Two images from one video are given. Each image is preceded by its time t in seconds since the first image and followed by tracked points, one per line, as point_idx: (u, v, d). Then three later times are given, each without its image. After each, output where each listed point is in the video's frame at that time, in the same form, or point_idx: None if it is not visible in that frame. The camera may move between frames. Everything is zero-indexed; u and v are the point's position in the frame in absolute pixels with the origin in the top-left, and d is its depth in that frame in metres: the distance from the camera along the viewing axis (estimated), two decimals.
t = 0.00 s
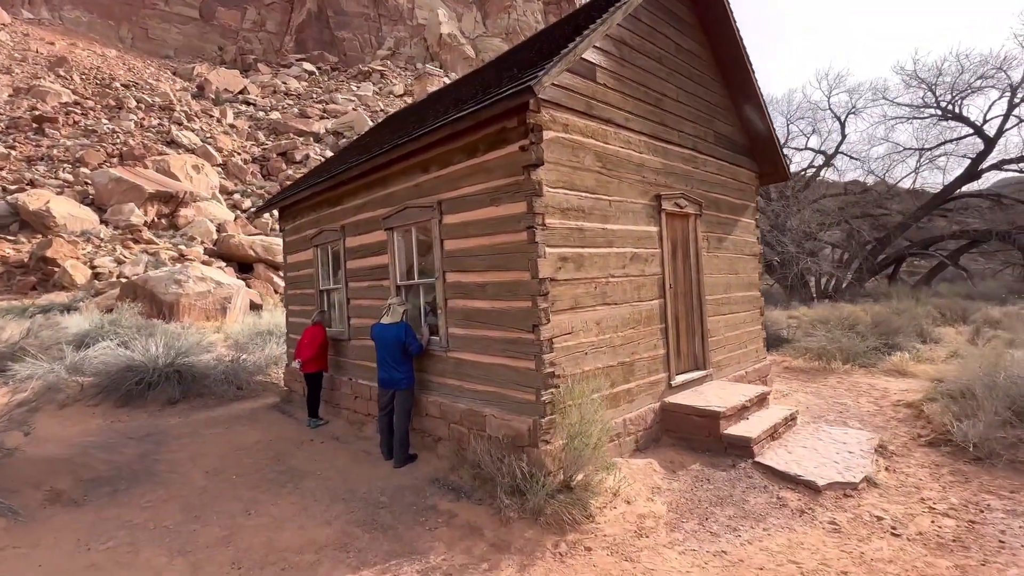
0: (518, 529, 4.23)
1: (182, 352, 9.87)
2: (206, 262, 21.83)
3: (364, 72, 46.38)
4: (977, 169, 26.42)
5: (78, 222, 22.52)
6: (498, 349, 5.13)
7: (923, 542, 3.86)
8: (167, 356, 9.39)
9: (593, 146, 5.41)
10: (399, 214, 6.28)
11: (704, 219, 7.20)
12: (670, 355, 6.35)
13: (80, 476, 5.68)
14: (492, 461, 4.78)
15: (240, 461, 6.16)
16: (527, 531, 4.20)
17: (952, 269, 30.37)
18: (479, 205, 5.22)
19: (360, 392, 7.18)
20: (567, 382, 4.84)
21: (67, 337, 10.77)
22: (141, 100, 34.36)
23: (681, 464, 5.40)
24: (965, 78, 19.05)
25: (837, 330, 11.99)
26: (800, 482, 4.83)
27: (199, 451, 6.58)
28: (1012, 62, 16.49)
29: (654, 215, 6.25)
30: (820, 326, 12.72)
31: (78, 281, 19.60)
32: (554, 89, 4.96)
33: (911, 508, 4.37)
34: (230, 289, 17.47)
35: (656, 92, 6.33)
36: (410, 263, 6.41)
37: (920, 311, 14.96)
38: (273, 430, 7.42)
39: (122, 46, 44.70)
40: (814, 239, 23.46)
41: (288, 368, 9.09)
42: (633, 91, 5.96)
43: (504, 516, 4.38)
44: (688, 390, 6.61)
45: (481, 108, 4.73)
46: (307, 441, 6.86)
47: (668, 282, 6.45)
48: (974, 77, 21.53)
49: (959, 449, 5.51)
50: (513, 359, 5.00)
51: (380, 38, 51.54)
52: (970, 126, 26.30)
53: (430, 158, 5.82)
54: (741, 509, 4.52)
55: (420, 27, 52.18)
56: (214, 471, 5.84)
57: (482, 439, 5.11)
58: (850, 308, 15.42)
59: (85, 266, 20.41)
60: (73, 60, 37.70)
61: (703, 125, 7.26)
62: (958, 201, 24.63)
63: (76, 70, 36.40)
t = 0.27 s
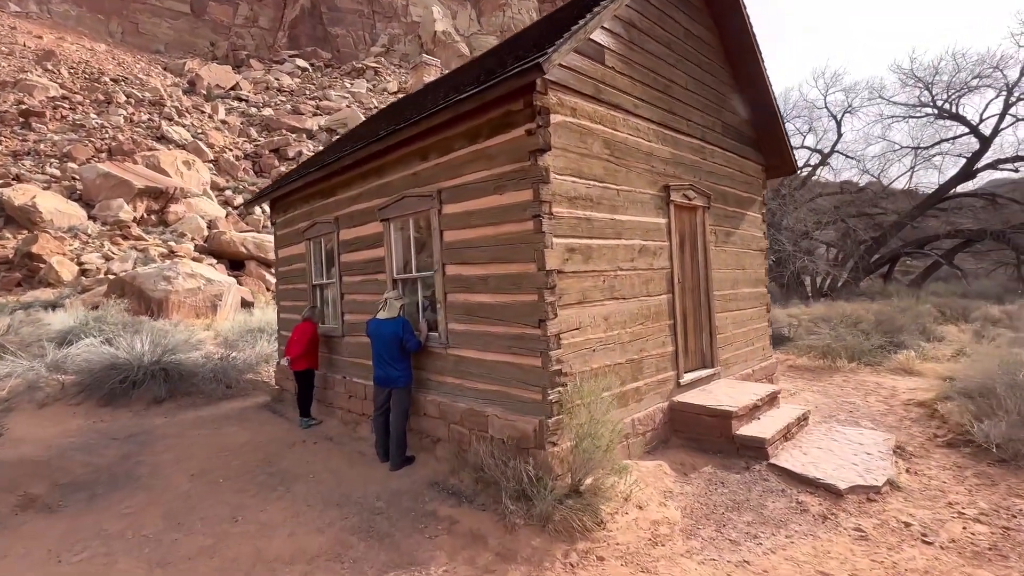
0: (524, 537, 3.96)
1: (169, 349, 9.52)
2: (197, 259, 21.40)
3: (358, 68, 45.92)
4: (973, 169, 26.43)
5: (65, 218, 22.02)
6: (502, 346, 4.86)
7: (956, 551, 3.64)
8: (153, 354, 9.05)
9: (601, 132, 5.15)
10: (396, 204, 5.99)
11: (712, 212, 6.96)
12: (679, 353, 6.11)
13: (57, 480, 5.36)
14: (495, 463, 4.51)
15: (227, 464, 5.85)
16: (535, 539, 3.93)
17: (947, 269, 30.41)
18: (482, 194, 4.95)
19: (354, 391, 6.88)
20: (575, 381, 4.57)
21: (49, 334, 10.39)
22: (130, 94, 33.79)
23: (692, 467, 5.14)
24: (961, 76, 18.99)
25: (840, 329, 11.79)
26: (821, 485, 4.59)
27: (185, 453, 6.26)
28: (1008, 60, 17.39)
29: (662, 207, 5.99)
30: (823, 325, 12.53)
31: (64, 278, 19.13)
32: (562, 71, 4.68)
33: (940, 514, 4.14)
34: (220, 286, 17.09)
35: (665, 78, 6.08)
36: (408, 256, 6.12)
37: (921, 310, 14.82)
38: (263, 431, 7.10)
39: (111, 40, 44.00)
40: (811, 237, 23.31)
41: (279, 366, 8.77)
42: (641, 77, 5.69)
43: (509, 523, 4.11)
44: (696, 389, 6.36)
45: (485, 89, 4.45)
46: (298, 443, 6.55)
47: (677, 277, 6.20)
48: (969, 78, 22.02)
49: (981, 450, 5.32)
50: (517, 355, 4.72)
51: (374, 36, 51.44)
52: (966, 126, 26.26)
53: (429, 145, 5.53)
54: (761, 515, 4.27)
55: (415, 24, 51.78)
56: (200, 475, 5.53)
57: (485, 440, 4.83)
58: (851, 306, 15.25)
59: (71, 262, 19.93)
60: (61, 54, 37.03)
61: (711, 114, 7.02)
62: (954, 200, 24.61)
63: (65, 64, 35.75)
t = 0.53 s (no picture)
0: (534, 551, 3.67)
1: (156, 346, 9.16)
2: (187, 254, 20.95)
3: (352, 64, 45.40)
4: (970, 169, 26.37)
5: (51, 211, 21.49)
6: (508, 346, 4.57)
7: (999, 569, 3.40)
8: (139, 351, 8.69)
9: (613, 119, 4.87)
10: (394, 194, 5.68)
11: (722, 206, 6.70)
12: (689, 352, 5.85)
13: (31, 486, 5.03)
14: (501, 470, 4.22)
15: (215, 469, 5.54)
16: (545, 553, 3.65)
17: (942, 269, 30.37)
18: (487, 183, 4.66)
19: (349, 391, 6.57)
20: (587, 383, 4.30)
21: (31, 331, 10.01)
22: (120, 88, 33.18)
23: (707, 472, 4.88)
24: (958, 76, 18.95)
25: (844, 329, 11.57)
26: (846, 494, 4.33)
27: (170, 456, 5.94)
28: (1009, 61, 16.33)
29: (674, 200, 5.73)
30: (826, 325, 12.30)
31: (50, 273, 18.64)
32: (574, 51, 4.41)
33: (976, 527, 3.90)
34: (211, 282, 16.71)
35: (677, 65, 5.81)
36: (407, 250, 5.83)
37: (924, 310, 14.63)
38: (254, 432, 6.79)
39: (101, 32, 43.26)
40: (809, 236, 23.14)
41: (270, 365, 8.45)
42: (654, 62, 5.43)
43: (517, 534, 3.83)
44: (707, 390, 6.10)
45: (492, 70, 4.17)
46: (289, 445, 6.24)
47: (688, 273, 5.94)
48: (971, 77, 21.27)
49: (1008, 456, 5.11)
50: (525, 354, 4.44)
51: (368, 31, 50.97)
52: (964, 126, 26.20)
53: (430, 132, 5.24)
54: (785, 526, 4.02)
55: (410, 20, 51.32)
56: (186, 480, 5.22)
57: (491, 446, 4.55)
58: (853, 305, 15.04)
59: (58, 257, 19.42)
60: (49, 46, 36.31)
61: (723, 105, 6.77)
62: (952, 200, 24.57)
63: (53, 56, 35.06)
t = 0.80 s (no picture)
0: (549, 566, 3.42)
1: (144, 343, 8.84)
2: (178, 250, 20.53)
3: (347, 60, 44.94)
4: (966, 170, 26.42)
5: (39, 205, 21.00)
6: (520, 346, 4.31)
7: None
8: (127, 348, 8.37)
9: (630, 106, 4.62)
10: (396, 185, 5.42)
11: (736, 201, 6.48)
12: (704, 353, 5.62)
13: (9, 492, 4.72)
14: (511, 476, 3.97)
15: (206, 473, 5.25)
16: (562, 568, 3.40)
17: (938, 270, 30.41)
18: (497, 172, 4.40)
19: (347, 390, 6.29)
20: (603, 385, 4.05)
21: (13, 326, 9.64)
22: (111, 81, 32.60)
23: (726, 479, 4.66)
24: (955, 77, 18.91)
25: (849, 329, 11.40)
26: (875, 502, 4.12)
27: (157, 459, 5.64)
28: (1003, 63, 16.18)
29: (689, 194, 5.50)
30: (830, 325, 12.12)
31: (37, 267, 18.17)
32: (591, 33, 4.16)
33: (1016, 540, 3.70)
34: (203, 278, 16.34)
35: (693, 53, 5.58)
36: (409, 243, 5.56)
37: (927, 310, 14.49)
38: (247, 434, 6.49)
39: (92, 24, 42.54)
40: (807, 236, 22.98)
41: (263, 363, 8.15)
42: (671, 49, 5.19)
43: (531, 547, 3.58)
44: (720, 392, 5.87)
45: (506, 51, 3.91)
46: (284, 448, 5.95)
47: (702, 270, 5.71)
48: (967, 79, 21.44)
49: None
50: (537, 355, 4.19)
51: (363, 27, 50.49)
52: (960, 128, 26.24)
53: (436, 120, 4.98)
54: (814, 537, 3.80)
55: (405, 16, 50.90)
56: (175, 485, 4.93)
57: (500, 451, 4.30)
58: (855, 306, 14.88)
59: (45, 252, 18.94)
60: (38, 37, 35.62)
61: (737, 97, 6.55)
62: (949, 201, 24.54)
63: (41, 48, 34.38)
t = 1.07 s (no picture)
0: None
1: (136, 340, 8.55)
2: (171, 245, 20.17)
3: (344, 56, 44.53)
4: (965, 173, 26.39)
5: (28, 198, 20.57)
6: (535, 349, 4.08)
7: None
8: (117, 345, 8.09)
9: (652, 97, 4.41)
10: (403, 178, 5.17)
11: (752, 199, 6.27)
12: (721, 356, 5.41)
13: None
14: (527, 486, 3.75)
15: (201, 478, 4.99)
16: None
17: (935, 273, 30.39)
18: (513, 163, 4.17)
19: (348, 392, 6.04)
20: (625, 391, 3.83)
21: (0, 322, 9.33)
22: (104, 73, 32.12)
23: (748, 488, 4.45)
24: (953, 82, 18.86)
25: (856, 331, 11.23)
26: (907, 515, 3.93)
27: (149, 463, 5.38)
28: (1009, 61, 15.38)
29: (708, 190, 5.29)
30: (836, 327, 11.94)
31: (26, 261, 17.75)
32: (614, 18, 3.94)
33: None
34: (196, 274, 16.00)
35: (713, 44, 5.37)
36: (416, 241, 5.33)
37: (931, 313, 14.36)
38: (243, 436, 6.24)
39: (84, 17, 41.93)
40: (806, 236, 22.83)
41: (259, 362, 7.89)
42: (691, 39, 4.98)
43: (550, 563, 3.35)
44: (736, 396, 5.67)
45: (526, 33, 3.68)
46: (282, 452, 5.69)
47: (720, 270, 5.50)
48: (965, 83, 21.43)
49: None
50: (554, 358, 3.97)
51: (360, 23, 50.07)
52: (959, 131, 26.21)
53: (447, 109, 4.74)
54: (847, 552, 3.60)
55: (402, 13, 50.52)
56: (168, 492, 4.67)
57: (514, 459, 4.08)
58: (859, 308, 14.73)
59: (34, 245, 18.52)
60: (29, 28, 35.05)
61: (754, 91, 6.34)
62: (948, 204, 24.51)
63: (33, 39, 33.82)
